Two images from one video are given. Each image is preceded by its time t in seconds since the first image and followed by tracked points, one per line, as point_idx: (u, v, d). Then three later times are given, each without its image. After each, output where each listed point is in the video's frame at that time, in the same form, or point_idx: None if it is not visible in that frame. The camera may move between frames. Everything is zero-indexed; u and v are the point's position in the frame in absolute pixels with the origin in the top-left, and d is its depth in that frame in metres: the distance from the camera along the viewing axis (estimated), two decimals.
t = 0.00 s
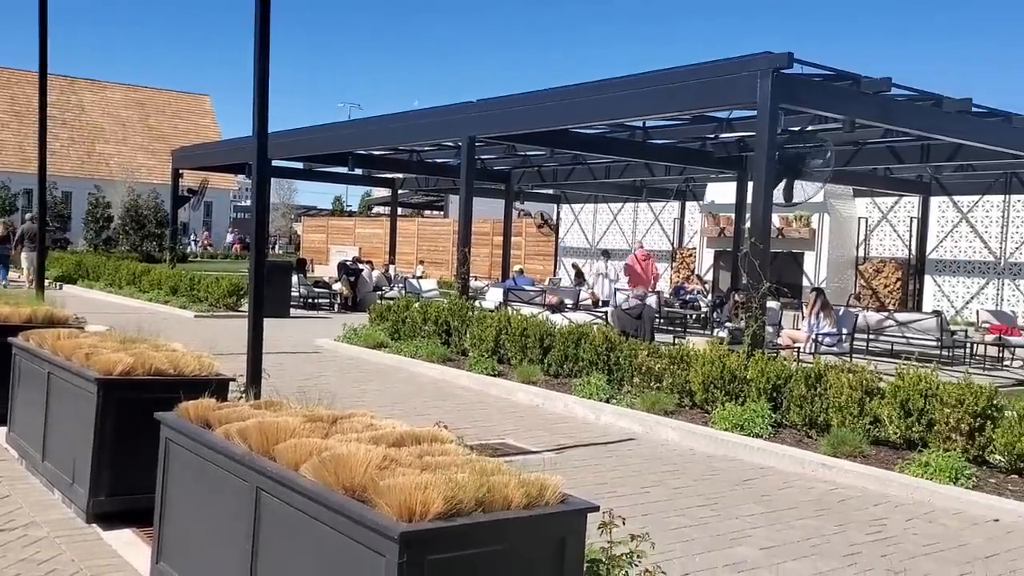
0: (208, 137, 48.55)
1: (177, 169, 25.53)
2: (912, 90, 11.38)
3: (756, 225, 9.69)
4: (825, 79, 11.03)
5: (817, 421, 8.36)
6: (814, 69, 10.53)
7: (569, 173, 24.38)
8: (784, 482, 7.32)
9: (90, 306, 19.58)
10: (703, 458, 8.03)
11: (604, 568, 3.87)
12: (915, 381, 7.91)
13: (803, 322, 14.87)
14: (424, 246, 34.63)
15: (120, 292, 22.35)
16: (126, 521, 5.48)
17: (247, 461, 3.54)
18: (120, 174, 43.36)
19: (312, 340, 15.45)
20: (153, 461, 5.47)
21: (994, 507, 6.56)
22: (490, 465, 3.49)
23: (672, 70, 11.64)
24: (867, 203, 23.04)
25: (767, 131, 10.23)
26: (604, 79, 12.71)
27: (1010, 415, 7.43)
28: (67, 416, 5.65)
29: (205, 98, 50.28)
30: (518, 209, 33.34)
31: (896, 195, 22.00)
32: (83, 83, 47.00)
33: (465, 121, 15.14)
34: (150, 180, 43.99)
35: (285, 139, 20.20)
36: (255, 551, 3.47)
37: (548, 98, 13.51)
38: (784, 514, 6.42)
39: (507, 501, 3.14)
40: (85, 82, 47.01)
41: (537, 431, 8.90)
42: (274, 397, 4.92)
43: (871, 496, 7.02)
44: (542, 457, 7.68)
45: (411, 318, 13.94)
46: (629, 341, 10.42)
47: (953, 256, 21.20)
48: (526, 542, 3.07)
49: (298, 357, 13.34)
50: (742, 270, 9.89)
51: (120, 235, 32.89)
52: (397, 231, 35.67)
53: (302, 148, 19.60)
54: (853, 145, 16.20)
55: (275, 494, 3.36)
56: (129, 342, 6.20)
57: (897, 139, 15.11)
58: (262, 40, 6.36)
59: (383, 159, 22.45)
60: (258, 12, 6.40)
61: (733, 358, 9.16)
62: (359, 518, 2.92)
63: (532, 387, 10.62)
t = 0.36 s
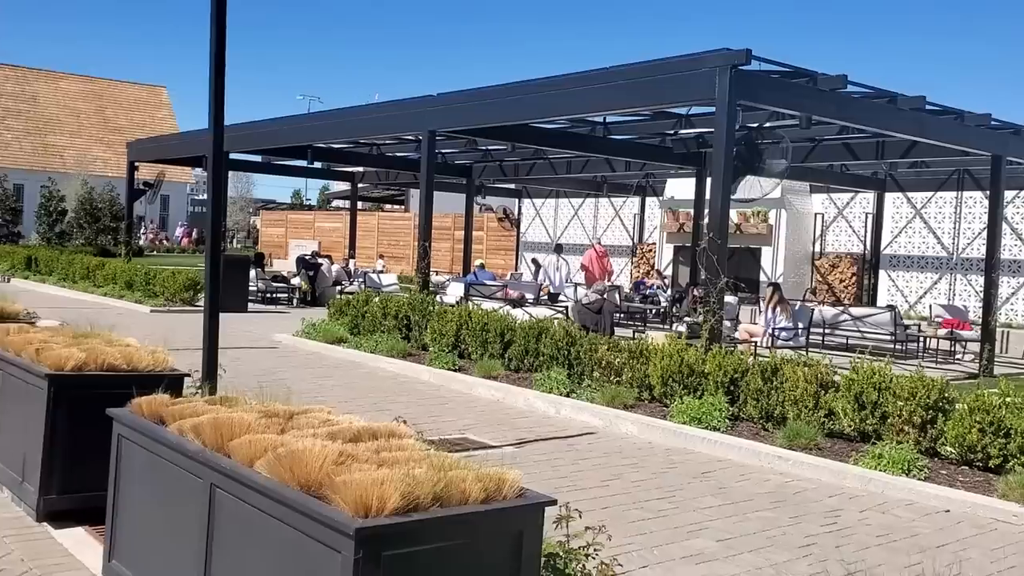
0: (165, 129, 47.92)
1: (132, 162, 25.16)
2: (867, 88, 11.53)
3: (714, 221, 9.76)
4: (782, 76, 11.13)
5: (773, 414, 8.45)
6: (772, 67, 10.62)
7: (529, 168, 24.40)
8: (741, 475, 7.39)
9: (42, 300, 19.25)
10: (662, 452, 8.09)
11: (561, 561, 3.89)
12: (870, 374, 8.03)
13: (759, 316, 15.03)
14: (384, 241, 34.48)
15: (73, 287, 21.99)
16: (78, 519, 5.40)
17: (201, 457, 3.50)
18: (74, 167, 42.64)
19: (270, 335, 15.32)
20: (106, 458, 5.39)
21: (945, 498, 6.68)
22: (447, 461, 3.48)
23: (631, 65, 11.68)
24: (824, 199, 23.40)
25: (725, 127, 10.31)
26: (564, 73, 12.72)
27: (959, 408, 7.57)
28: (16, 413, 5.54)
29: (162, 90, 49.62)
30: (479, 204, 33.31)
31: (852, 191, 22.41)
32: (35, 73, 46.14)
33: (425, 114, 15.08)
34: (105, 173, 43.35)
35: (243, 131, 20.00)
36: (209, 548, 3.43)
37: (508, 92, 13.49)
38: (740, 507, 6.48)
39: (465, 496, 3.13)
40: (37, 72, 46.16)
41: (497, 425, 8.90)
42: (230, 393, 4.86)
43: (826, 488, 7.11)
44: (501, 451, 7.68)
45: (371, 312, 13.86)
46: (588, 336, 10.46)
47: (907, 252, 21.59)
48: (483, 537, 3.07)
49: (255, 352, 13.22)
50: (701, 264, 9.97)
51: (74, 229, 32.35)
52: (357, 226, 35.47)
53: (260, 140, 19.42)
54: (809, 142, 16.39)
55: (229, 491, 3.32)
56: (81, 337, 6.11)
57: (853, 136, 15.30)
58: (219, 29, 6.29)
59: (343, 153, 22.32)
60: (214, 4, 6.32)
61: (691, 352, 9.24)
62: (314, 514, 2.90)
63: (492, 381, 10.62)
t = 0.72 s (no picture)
0: (137, 124, 47.48)
1: (103, 156, 24.89)
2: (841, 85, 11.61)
3: (688, 218, 9.80)
4: (756, 74, 11.19)
5: (746, 409, 8.50)
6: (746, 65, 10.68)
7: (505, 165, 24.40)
8: (714, 470, 7.44)
9: (11, 297, 19.01)
10: (636, 447, 8.12)
11: (534, 558, 3.90)
12: (841, 369, 8.09)
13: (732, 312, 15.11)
14: (359, 237, 34.36)
15: (42, 283, 21.73)
16: (47, 518, 5.34)
17: (172, 454, 3.47)
18: (43, 162, 42.15)
19: (243, 332, 15.21)
20: (74, 456, 5.33)
21: (916, 492, 6.75)
22: (420, 457, 3.47)
23: (607, 62, 11.69)
24: (797, 196, 23.57)
25: (699, 124, 10.34)
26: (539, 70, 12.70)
27: (930, 403, 7.65)
28: None
29: (134, 84, 49.16)
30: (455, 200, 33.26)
31: (825, 188, 22.57)
32: (4, 66, 45.54)
33: (400, 110, 15.03)
34: (75, 168, 42.88)
35: (216, 126, 19.85)
36: (179, 548, 3.40)
37: (483, 89, 13.46)
38: (713, 502, 6.52)
39: (438, 492, 3.13)
40: (6, 65, 45.56)
41: (472, 422, 8.89)
42: (203, 390, 4.82)
43: (799, 482, 7.16)
44: (476, 448, 7.68)
45: (345, 309, 13.81)
46: (564, 332, 10.47)
47: (879, 249, 21.78)
48: (456, 533, 3.06)
49: (228, 349, 13.12)
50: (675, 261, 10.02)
51: (44, 224, 31.96)
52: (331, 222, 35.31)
53: (232, 135, 19.29)
54: (782, 139, 16.48)
55: (202, 488, 3.30)
56: (50, 334, 6.04)
57: (826, 133, 15.41)
58: (190, 22, 6.22)
59: (317, 149, 22.21)
60: None
61: (665, 348, 9.28)
62: (286, 511, 2.89)
63: (466, 378, 10.61)
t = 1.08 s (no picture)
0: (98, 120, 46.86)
1: (63, 152, 24.51)
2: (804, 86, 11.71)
3: (653, 217, 9.84)
4: (720, 74, 11.27)
5: (709, 407, 8.56)
6: (710, 65, 10.74)
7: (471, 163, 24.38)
8: (678, 467, 7.48)
9: None
10: (601, 444, 8.15)
11: (496, 556, 3.90)
12: (803, 366, 8.17)
13: (697, 310, 15.20)
14: (324, 234, 34.16)
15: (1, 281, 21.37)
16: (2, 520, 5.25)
17: (129, 455, 3.44)
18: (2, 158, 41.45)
19: (206, 330, 15.05)
20: (31, 457, 5.25)
21: (875, 488, 6.83)
22: (382, 456, 3.46)
23: (573, 61, 11.71)
24: (760, 196, 23.78)
25: (664, 123, 10.39)
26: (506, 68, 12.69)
27: (889, 399, 7.74)
28: None
29: (95, 79, 48.51)
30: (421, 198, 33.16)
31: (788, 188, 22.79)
32: None
33: (365, 108, 14.96)
34: (35, 164, 42.22)
35: (179, 122, 19.63)
36: (137, 549, 3.36)
37: (449, 87, 13.43)
38: (676, 498, 6.56)
39: (400, 491, 3.12)
40: None
41: (437, 421, 8.87)
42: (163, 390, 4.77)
43: (762, 479, 7.23)
44: (441, 447, 7.67)
45: (309, 307, 13.72)
46: (530, 330, 10.49)
47: (841, 248, 22.03)
48: (419, 532, 3.06)
49: (190, 348, 12.98)
50: (640, 259, 10.08)
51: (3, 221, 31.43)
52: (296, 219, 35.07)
53: (195, 132, 19.09)
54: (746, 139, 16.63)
55: (160, 488, 3.27)
56: (7, 333, 5.95)
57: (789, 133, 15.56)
58: (151, 17, 6.15)
59: (282, 146, 22.04)
60: None
61: (630, 346, 9.32)
62: (247, 511, 2.87)
63: (432, 376, 10.59)
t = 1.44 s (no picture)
0: (53, 116, 46.11)
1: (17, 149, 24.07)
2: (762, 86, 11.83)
3: (614, 216, 9.89)
4: (680, 73, 11.35)
5: (669, 403, 8.63)
6: (670, 63, 10.81)
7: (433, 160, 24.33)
8: (638, 463, 7.53)
9: None
10: (562, 441, 8.18)
11: (455, 553, 3.90)
12: (760, 363, 8.25)
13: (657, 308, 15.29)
14: (285, 232, 33.91)
15: None
16: None
17: (81, 455, 3.39)
18: None
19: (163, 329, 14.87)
20: None
21: (832, 482, 6.92)
22: (338, 455, 3.45)
23: (535, 60, 11.71)
24: (720, 194, 23.97)
25: (624, 122, 10.44)
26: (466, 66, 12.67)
27: (845, 395, 7.85)
28: None
29: (50, 74, 47.74)
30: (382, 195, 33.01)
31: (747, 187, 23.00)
32: None
33: (326, 105, 14.87)
34: None
35: (135, 119, 19.37)
36: (89, 551, 3.32)
37: (409, 84, 13.38)
38: (636, 494, 6.60)
39: (357, 490, 3.11)
40: None
41: (398, 419, 8.84)
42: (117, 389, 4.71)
43: (720, 474, 7.30)
44: (400, 445, 7.64)
45: (269, 306, 13.61)
46: (492, 328, 10.49)
47: (799, 246, 22.25)
48: (376, 530, 3.05)
49: (147, 347, 12.82)
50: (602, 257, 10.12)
51: None
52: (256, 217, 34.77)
53: (153, 128, 18.86)
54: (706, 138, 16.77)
55: (112, 488, 3.23)
56: None
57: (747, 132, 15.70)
58: (105, 16, 6.06)
59: (241, 143, 21.83)
60: None
61: (591, 343, 9.36)
62: (200, 511, 2.84)
63: (393, 374, 10.55)
